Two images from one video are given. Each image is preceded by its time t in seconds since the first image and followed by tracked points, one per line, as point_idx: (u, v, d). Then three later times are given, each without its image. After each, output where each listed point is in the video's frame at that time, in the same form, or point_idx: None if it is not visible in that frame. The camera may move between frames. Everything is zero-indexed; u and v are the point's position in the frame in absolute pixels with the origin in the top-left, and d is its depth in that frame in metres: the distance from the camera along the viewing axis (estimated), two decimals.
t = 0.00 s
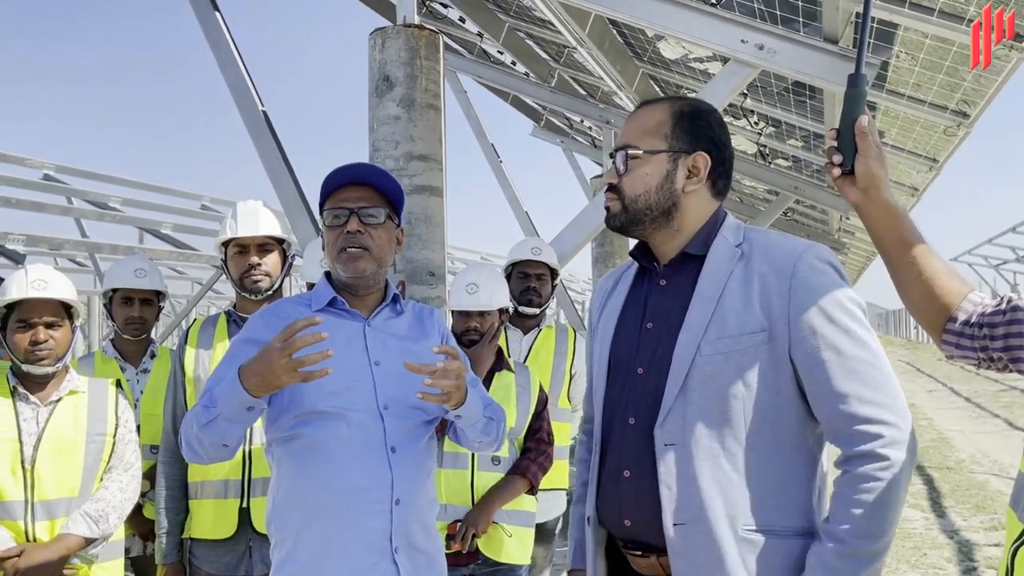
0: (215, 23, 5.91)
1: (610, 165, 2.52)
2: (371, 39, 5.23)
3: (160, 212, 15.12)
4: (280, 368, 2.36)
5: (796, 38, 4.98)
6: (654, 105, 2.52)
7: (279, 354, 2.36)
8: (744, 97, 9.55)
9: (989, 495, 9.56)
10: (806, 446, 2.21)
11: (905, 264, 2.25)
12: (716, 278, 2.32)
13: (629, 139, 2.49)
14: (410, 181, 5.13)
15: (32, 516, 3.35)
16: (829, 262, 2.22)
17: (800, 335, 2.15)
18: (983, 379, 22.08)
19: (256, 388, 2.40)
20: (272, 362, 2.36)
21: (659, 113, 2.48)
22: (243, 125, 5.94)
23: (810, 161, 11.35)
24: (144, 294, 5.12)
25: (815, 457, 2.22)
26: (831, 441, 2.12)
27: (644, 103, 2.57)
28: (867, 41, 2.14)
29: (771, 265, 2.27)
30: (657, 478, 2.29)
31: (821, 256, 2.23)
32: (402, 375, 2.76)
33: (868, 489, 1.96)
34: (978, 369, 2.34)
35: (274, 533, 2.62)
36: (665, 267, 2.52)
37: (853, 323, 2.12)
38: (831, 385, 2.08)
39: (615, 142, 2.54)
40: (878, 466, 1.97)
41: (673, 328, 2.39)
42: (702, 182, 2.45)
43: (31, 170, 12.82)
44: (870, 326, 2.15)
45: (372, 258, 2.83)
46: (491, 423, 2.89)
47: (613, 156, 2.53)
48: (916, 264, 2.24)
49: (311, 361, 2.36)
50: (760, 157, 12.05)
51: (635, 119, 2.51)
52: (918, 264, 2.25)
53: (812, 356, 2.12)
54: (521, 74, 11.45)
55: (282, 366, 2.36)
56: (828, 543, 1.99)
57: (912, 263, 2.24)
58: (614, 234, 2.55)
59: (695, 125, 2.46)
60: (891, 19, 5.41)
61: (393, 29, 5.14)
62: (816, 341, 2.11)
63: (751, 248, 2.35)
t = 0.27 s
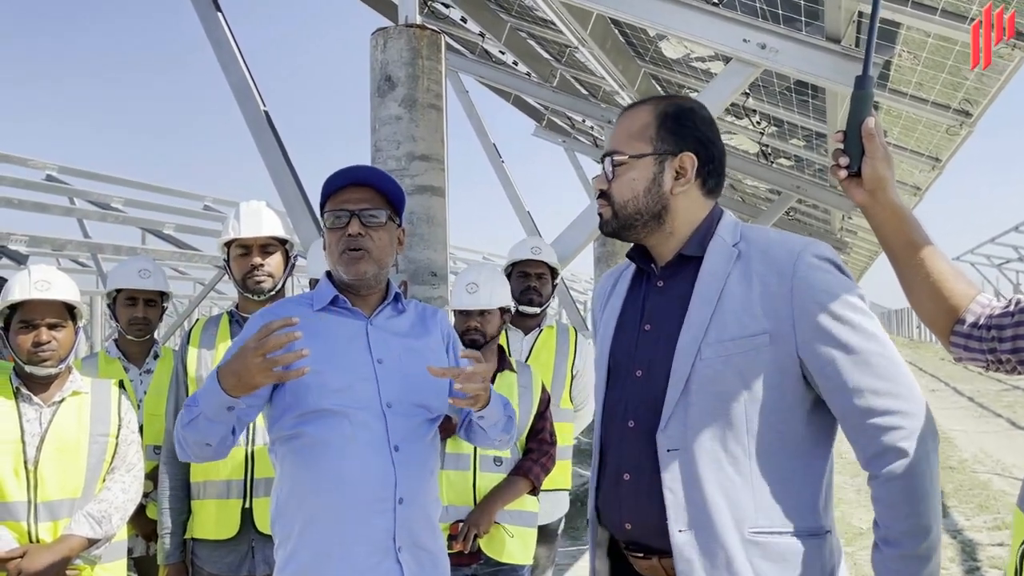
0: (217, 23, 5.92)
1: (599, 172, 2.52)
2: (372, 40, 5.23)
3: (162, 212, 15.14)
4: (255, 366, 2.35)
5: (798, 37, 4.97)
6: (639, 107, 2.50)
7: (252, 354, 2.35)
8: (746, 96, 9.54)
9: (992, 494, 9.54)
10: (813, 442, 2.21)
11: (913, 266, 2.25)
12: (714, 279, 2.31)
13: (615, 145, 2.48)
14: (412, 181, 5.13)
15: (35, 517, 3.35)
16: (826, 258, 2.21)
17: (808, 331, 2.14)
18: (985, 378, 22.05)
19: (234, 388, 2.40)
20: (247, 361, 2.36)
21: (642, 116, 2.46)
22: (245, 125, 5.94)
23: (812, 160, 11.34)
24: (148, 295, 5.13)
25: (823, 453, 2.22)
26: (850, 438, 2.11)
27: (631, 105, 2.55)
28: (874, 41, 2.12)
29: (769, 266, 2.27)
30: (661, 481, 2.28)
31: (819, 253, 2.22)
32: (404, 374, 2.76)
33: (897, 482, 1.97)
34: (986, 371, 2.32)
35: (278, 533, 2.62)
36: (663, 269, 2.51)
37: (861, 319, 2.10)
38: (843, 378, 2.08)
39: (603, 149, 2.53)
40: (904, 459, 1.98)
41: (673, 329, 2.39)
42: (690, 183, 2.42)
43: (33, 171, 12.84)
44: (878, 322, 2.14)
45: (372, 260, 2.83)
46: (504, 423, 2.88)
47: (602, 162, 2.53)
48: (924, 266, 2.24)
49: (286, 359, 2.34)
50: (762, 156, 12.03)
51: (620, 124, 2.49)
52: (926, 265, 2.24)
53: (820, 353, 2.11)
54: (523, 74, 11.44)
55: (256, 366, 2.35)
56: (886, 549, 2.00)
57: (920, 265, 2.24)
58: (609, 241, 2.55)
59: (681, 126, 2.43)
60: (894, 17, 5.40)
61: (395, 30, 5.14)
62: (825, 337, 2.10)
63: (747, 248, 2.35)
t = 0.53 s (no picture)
0: (218, 23, 5.91)
1: (600, 177, 2.47)
2: (373, 39, 5.22)
3: (162, 212, 15.14)
4: (298, 386, 2.33)
5: (800, 36, 4.96)
6: (635, 109, 2.47)
7: (296, 373, 2.33)
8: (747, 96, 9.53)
9: (993, 494, 9.53)
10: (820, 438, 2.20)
11: (914, 267, 2.24)
12: (718, 278, 2.30)
13: (615, 150, 2.44)
14: (413, 180, 5.12)
15: (37, 518, 3.35)
16: (827, 251, 2.21)
17: (815, 327, 2.13)
18: (987, 378, 22.02)
19: (274, 405, 2.38)
20: (290, 378, 2.34)
21: (642, 119, 2.44)
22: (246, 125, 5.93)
23: (813, 159, 11.33)
24: (152, 295, 5.12)
25: (830, 449, 2.21)
26: (866, 425, 2.10)
27: (625, 108, 2.53)
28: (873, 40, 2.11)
29: (771, 264, 2.26)
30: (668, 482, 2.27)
31: (820, 247, 2.22)
32: (408, 374, 2.76)
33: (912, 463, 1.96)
34: (990, 371, 2.32)
35: (282, 533, 2.62)
36: (663, 269, 2.50)
37: (869, 312, 2.09)
38: (852, 367, 2.07)
39: (601, 153, 2.49)
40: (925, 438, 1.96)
41: (676, 329, 2.39)
42: (695, 182, 2.42)
43: (34, 171, 12.85)
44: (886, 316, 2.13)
45: (374, 261, 2.82)
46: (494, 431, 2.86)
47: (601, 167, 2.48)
48: (925, 266, 2.23)
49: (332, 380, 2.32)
50: (763, 156, 12.02)
51: (618, 128, 2.46)
52: (927, 266, 2.24)
53: (827, 348, 2.11)
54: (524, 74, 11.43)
55: (300, 383, 2.33)
56: (887, 520, 2.00)
57: (921, 266, 2.23)
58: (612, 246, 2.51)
59: (682, 127, 2.42)
60: (895, 16, 5.39)
61: (396, 29, 5.13)
62: (834, 329, 2.10)
63: (749, 246, 2.35)
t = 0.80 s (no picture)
0: (218, 24, 5.91)
1: (610, 198, 2.35)
2: (373, 39, 5.22)
3: (162, 212, 15.13)
4: (332, 395, 2.34)
5: (800, 36, 4.96)
6: (631, 121, 2.36)
7: (331, 384, 2.35)
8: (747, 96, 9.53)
9: (993, 494, 9.53)
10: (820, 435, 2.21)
11: (912, 266, 2.24)
12: (717, 278, 2.29)
13: (623, 170, 2.33)
14: (413, 181, 5.12)
15: (37, 518, 3.35)
16: (825, 250, 2.21)
17: (812, 327, 2.13)
18: (985, 378, 22.04)
19: (307, 416, 2.38)
20: (323, 388, 2.35)
21: (642, 133, 2.35)
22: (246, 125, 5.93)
23: (813, 159, 11.33)
24: (153, 295, 5.11)
25: (831, 446, 2.21)
26: (858, 422, 2.10)
27: (613, 122, 2.41)
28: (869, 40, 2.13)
29: (770, 262, 2.26)
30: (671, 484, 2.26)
31: (818, 246, 2.22)
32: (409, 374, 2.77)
33: (900, 458, 1.94)
34: (988, 371, 2.31)
35: (282, 534, 2.62)
36: (661, 270, 2.50)
37: (865, 311, 2.10)
38: (847, 367, 2.07)
39: (606, 173, 2.36)
40: (919, 435, 1.94)
41: (675, 330, 2.38)
42: (701, 188, 2.43)
43: (33, 171, 12.84)
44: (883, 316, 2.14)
45: (382, 263, 2.84)
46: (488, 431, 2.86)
47: (608, 189, 2.36)
48: (923, 266, 2.24)
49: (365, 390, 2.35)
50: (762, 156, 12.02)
51: (620, 146, 2.34)
52: (925, 265, 2.24)
53: (824, 348, 2.11)
54: (523, 74, 11.44)
55: (334, 392, 2.34)
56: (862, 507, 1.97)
57: (919, 265, 2.24)
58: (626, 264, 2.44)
59: (681, 134, 2.38)
60: (894, 16, 5.39)
61: (395, 29, 5.13)
62: (830, 330, 2.10)
63: (746, 245, 2.34)
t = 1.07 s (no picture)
0: (215, 23, 5.91)
1: (619, 223, 2.27)
2: (370, 39, 5.22)
3: (158, 212, 15.09)
4: (352, 418, 2.37)
5: (797, 37, 4.97)
6: (627, 140, 2.26)
7: (352, 408, 2.37)
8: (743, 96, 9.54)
9: (989, 493, 9.56)
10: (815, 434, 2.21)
11: (907, 266, 2.25)
12: (709, 283, 2.29)
13: (630, 196, 2.25)
14: (410, 181, 5.12)
15: (34, 518, 3.35)
16: (814, 254, 2.23)
17: (799, 332, 2.14)
18: (982, 378, 22.09)
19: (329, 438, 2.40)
20: (344, 413, 2.37)
21: (642, 153, 2.26)
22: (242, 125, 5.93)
23: (810, 159, 11.35)
24: (149, 295, 5.11)
25: (821, 449, 2.22)
26: (832, 424, 2.12)
27: (605, 144, 2.29)
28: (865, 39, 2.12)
29: (762, 265, 2.26)
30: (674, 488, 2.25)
31: (809, 249, 2.24)
32: (405, 376, 2.78)
33: (871, 469, 1.97)
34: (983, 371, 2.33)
35: (280, 534, 2.62)
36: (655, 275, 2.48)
37: (850, 315, 2.11)
38: (831, 375, 2.08)
39: (611, 199, 2.26)
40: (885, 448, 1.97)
41: (672, 333, 2.38)
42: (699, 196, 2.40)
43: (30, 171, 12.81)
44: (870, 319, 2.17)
45: (382, 260, 2.84)
46: (475, 442, 2.84)
47: (615, 215, 2.28)
48: (918, 266, 2.25)
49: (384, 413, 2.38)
50: (759, 156, 12.04)
51: (622, 172, 2.24)
52: (920, 266, 2.25)
53: (810, 354, 2.12)
54: (521, 74, 11.43)
55: (354, 417, 2.37)
56: (832, 517, 2.02)
57: (914, 266, 2.25)
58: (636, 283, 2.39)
59: (675, 146, 2.31)
60: (891, 17, 5.39)
61: (393, 29, 5.13)
62: (816, 336, 2.11)
63: (737, 248, 2.34)
